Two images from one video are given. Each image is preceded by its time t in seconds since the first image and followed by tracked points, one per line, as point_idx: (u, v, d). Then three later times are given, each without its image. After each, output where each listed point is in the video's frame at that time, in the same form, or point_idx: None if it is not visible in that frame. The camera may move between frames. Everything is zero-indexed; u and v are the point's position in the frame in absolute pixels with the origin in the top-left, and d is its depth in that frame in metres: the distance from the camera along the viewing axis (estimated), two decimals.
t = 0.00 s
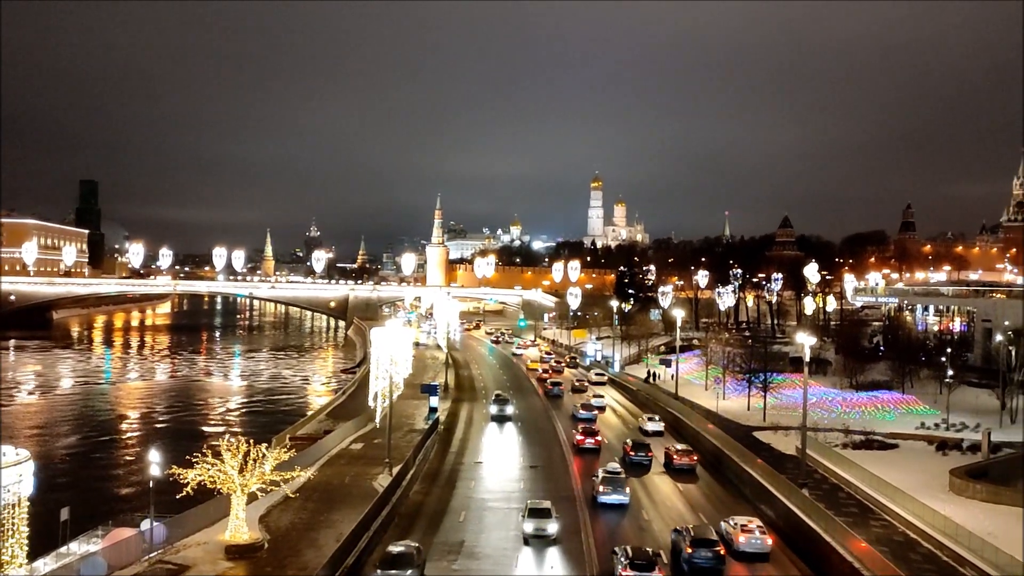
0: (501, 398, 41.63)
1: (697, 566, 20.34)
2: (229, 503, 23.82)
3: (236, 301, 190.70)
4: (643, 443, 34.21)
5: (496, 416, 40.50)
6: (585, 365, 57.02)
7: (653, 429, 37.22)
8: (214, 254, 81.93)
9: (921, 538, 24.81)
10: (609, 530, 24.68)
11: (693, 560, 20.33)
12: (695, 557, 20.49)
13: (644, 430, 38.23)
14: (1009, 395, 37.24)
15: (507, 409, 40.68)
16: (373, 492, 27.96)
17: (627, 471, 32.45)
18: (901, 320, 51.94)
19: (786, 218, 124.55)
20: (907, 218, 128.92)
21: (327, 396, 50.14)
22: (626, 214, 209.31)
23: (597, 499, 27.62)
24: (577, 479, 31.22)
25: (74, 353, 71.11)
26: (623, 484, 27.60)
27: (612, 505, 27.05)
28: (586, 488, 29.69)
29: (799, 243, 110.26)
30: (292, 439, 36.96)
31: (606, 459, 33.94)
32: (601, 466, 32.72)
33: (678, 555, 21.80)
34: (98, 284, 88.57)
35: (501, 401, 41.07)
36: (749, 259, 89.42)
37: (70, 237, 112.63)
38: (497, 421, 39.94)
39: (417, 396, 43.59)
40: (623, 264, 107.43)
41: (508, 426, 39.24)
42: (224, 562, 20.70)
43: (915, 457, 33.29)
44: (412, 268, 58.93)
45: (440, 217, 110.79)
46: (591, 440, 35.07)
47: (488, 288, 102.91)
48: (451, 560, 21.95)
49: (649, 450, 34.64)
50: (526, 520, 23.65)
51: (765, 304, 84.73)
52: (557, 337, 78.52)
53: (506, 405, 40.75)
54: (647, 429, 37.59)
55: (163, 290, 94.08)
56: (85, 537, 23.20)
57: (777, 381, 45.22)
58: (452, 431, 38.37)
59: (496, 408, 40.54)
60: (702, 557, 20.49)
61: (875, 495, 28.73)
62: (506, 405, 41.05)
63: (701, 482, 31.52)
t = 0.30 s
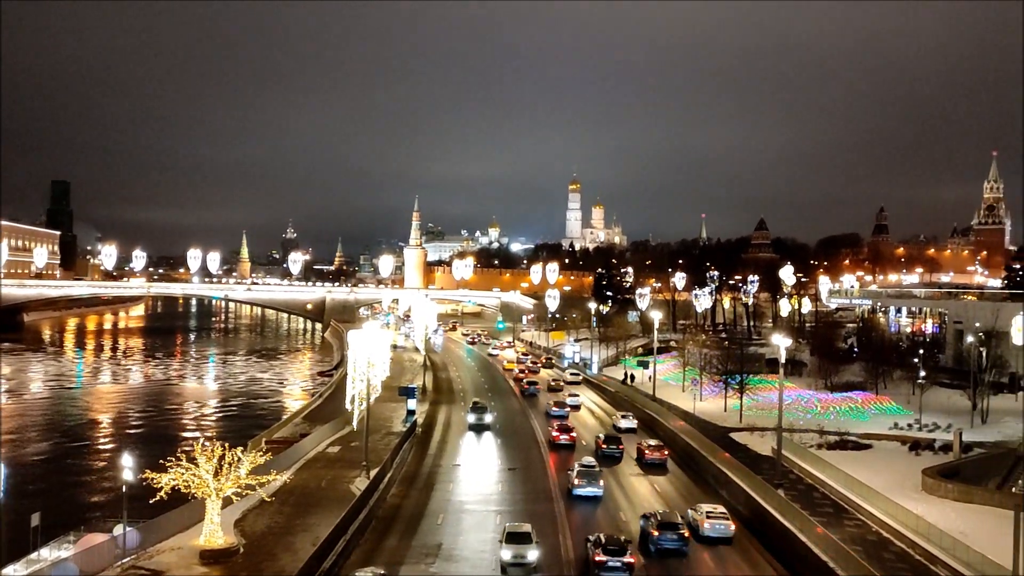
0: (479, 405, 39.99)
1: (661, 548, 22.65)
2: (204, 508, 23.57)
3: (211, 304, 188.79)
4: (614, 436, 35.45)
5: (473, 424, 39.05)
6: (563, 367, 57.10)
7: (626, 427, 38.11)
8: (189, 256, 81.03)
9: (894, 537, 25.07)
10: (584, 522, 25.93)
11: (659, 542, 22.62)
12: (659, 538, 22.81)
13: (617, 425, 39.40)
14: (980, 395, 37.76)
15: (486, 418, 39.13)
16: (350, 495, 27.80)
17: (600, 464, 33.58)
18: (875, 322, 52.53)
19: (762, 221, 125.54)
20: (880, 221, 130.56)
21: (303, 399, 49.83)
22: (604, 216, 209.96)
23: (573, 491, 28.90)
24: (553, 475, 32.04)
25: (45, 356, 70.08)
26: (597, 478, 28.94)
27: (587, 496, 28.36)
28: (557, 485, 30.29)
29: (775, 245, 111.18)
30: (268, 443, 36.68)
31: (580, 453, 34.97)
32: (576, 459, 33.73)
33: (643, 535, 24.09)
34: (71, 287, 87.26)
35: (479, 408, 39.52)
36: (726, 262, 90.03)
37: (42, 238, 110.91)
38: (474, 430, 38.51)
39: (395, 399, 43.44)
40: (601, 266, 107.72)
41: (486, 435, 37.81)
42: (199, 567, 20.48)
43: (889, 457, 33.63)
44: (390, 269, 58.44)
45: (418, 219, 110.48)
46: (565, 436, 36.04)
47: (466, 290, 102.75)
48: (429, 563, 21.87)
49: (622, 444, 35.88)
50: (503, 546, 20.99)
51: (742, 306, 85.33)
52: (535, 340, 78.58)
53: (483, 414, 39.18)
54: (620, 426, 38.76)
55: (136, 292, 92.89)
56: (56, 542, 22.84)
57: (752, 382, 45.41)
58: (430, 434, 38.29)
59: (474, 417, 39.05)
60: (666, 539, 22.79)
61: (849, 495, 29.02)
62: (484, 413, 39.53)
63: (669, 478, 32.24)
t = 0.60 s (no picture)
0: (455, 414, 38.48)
1: (627, 532, 24.33)
2: (176, 513, 23.28)
3: (183, 306, 186.53)
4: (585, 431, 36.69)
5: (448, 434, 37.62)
6: (538, 368, 57.08)
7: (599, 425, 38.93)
8: (160, 258, 79.95)
9: (867, 536, 25.35)
10: (557, 512, 27.36)
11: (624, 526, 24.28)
12: (625, 523, 24.48)
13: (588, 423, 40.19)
14: (949, 395, 38.28)
15: (461, 427, 37.82)
16: (324, 499, 27.61)
17: (572, 458, 34.54)
18: (847, 322, 53.07)
19: (735, 223, 126.40)
20: (851, 222, 132.14)
21: (276, 402, 49.40)
22: (579, 218, 210.44)
23: (546, 485, 30.11)
24: (528, 468, 33.08)
25: (12, 360, 68.76)
26: (570, 471, 30.20)
27: (560, 490, 29.54)
28: (530, 483, 30.99)
29: (748, 247, 112.04)
30: (241, 447, 36.36)
31: (552, 449, 35.93)
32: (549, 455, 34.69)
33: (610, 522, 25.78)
34: (38, 289, 85.71)
35: (454, 417, 38.09)
36: (700, 263, 90.64)
37: (9, 241, 108.90)
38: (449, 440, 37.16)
39: (370, 401, 43.20)
40: (576, 268, 107.94)
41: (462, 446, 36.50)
42: (170, 573, 20.21)
43: (860, 457, 34.00)
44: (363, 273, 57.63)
45: (392, 221, 109.91)
46: (538, 433, 36.92)
47: (442, 292, 102.49)
48: (404, 566, 21.78)
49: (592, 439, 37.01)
50: None
51: (716, 307, 85.92)
52: (511, 341, 78.50)
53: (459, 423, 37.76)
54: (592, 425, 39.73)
55: (106, 295, 91.43)
56: (24, 549, 22.43)
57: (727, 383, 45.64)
58: (406, 437, 38.17)
59: (449, 426, 37.60)
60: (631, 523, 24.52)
61: (822, 495, 29.34)
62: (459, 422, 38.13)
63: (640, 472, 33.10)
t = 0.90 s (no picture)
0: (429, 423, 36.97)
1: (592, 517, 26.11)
2: (146, 518, 22.96)
3: (153, 309, 184.16)
4: (556, 425, 37.49)
5: (423, 445, 36.15)
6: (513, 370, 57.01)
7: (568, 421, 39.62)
8: (129, 260, 78.86)
9: (837, 535, 25.64)
10: (528, 502, 28.57)
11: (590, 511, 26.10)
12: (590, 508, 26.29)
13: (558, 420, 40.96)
14: (918, 394, 38.76)
15: (436, 436, 36.40)
16: (297, 503, 27.37)
17: (543, 452, 35.41)
18: (818, 323, 53.56)
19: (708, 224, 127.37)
20: (821, 224, 133.65)
21: (249, 405, 48.97)
22: (553, 220, 210.74)
23: (519, 478, 30.95)
24: (500, 463, 34.04)
25: None
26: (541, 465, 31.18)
27: (531, 483, 30.42)
28: (503, 477, 31.96)
29: (721, 249, 112.90)
30: (213, 451, 35.99)
31: (523, 444, 36.73)
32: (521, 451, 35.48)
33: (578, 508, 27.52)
34: (4, 292, 84.14)
35: (427, 426, 36.59)
36: (674, 264, 91.24)
37: None
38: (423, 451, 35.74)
39: (344, 404, 42.89)
40: (551, 270, 108.10)
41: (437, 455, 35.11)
42: None
43: (832, 457, 34.31)
44: (337, 275, 56.82)
45: (366, 222, 109.33)
46: (510, 429, 37.71)
47: (416, 294, 102.20)
48: (379, 570, 21.66)
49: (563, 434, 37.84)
50: None
51: (689, 309, 86.50)
52: (486, 343, 78.33)
53: (433, 432, 36.28)
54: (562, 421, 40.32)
55: (74, 297, 90.01)
56: None
57: (700, 384, 45.93)
58: (380, 439, 37.96)
59: (423, 436, 36.08)
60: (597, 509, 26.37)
61: (794, 494, 29.63)
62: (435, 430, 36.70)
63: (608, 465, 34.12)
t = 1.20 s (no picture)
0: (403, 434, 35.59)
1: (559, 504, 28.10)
2: (116, 523, 22.65)
3: (122, 311, 181.63)
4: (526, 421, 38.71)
5: (395, 456, 34.74)
6: (488, 371, 56.92)
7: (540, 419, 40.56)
8: (98, 262, 77.75)
9: (809, 533, 25.90)
10: (500, 495, 29.97)
11: (557, 500, 28.10)
12: (558, 496, 28.32)
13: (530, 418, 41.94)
14: (888, 393, 39.25)
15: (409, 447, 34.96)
16: (270, 507, 27.16)
17: (514, 447, 36.57)
18: (789, 323, 54.10)
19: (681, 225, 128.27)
20: (793, 225, 135.11)
21: (221, 409, 48.49)
22: (528, 221, 210.97)
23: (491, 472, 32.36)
24: (472, 459, 35.17)
25: None
26: (512, 459, 32.62)
27: (503, 477, 31.84)
28: (475, 471, 33.22)
29: (694, 249, 113.67)
30: (184, 455, 35.59)
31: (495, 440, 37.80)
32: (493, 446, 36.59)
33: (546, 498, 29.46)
34: None
35: (400, 436, 35.25)
36: (648, 265, 91.72)
37: None
38: (396, 463, 34.34)
39: (317, 407, 42.61)
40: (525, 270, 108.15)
41: (411, 467, 33.79)
42: None
43: (804, 455, 34.65)
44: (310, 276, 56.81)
45: (340, 224, 108.72)
46: (483, 426, 38.70)
47: (390, 295, 101.74)
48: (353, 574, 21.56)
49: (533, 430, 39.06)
50: None
51: (663, 309, 87.00)
52: (460, 345, 78.20)
53: (406, 442, 34.93)
54: (534, 419, 41.25)
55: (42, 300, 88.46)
56: None
57: (674, 384, 46.21)
58: (354, 442, 37.74)
59: (396, 447, 34.69)
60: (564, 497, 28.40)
61: (766, 493, 29.95)
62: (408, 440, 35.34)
63: (578, 460, 35.22)
